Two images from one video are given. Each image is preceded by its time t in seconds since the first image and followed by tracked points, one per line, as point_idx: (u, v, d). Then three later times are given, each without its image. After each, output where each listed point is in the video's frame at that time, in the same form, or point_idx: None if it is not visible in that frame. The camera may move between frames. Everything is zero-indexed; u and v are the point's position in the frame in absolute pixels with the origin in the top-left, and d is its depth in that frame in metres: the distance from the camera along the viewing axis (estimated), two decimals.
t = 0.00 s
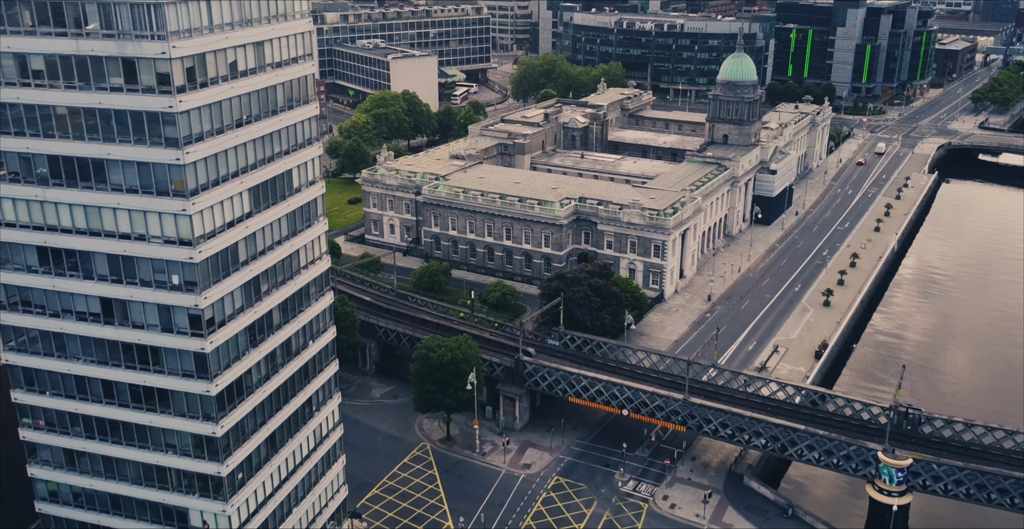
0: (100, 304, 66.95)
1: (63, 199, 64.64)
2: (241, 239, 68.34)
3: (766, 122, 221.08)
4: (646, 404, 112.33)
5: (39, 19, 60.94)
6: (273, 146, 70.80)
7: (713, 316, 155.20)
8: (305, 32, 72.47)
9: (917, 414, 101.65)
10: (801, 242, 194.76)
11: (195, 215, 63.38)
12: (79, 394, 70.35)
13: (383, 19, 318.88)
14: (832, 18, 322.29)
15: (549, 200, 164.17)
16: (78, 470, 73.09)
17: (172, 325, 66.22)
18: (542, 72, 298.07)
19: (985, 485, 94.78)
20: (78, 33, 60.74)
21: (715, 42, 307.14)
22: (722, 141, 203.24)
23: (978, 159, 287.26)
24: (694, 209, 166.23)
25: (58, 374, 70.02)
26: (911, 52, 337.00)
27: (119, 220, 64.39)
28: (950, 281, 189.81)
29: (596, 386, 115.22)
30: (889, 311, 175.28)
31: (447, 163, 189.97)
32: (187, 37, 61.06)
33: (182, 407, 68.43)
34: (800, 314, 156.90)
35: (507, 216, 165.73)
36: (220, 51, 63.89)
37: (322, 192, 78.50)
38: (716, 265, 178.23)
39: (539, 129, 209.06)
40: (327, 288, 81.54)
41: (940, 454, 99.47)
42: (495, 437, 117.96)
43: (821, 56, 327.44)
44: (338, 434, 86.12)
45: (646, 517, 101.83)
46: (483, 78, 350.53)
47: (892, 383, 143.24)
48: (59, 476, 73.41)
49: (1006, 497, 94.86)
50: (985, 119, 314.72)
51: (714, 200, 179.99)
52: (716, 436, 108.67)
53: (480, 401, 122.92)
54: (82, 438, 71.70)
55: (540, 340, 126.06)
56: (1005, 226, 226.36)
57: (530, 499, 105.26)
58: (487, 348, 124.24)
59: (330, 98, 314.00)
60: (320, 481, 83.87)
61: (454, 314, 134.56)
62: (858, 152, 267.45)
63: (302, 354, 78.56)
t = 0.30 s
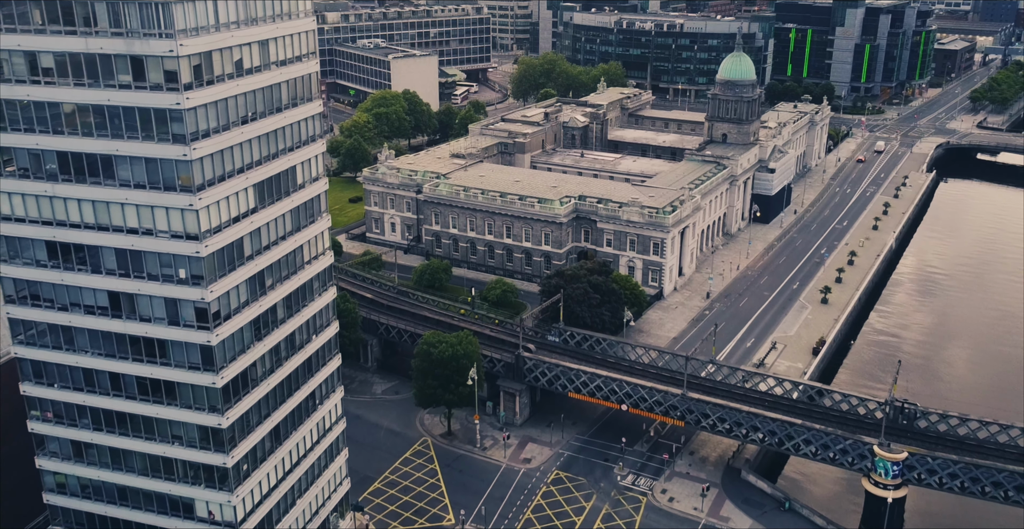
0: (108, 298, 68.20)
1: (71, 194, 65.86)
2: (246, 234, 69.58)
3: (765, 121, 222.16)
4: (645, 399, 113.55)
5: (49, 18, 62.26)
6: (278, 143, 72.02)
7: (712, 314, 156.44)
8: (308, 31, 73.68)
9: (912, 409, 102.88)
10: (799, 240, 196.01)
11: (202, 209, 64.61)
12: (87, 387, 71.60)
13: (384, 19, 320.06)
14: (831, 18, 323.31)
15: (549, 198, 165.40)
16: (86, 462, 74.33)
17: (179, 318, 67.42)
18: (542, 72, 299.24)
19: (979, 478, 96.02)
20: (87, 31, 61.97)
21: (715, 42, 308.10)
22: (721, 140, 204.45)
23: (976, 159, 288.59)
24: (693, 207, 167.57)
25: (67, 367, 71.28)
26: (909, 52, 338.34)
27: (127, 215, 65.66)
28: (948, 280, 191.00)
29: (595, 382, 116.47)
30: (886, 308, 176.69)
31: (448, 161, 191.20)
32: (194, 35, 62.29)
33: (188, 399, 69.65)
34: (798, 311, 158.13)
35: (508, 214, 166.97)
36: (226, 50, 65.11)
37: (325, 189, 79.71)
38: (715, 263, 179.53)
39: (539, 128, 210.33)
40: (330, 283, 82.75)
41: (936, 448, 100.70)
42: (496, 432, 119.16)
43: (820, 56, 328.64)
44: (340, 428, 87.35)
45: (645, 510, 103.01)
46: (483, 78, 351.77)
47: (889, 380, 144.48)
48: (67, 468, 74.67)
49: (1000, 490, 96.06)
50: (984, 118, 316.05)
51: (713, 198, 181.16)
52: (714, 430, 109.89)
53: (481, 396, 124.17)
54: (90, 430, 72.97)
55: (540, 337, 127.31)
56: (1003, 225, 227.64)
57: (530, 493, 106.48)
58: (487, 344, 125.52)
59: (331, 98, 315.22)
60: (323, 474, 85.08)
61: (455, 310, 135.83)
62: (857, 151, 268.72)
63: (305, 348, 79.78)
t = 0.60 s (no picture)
0: (115, 291, 69.46)
1: (80, 189, 67.17)
2: (251, 229, 70.82)
3: (764, 120, 223.39)
4: (643, 394, 114.76)
5: (59, 17, 63.60)
6: (282, 139, 73.22)
7: (711, 311, 157.70)
8: (312, 30, 74.88)
9: (908, 403, 104.09)
10: (798, 238, 197.26)
11: (208, 204, 65.85)
12: (94, 379, 72.76)
13: (384, 18, 321.32)
14: (830, 17, 324.77)
15: (549, 196, 166.65)
16: (93, 453, 75.61)
17: (185, 311, 68.66)
18: (542, 71, 300.54)
19: (973, 471, 97.26)
20: (96, 30, 63.24)
21: (714, 41, 309.29)
22: (720, 139, 205.76)
23: (975, 158, 289.75)
24: (692, 205, 168.87)
25: (74, 360, 72.49)
26: (908, 52, 339.62)
27: (134, 210, 66.92)
28: (946, 279, 192.26)
29: (594, 377, 117.75)
30: (884, 306, 178.02)
31: (448, 160, 192.50)
32: (201, 33, 63.52)
33: (194, 391, 70.85)
34: (796, 308, 159.34)
35: (508, 212, 168.23)
36: (231, 48, 66.32)
37: (328, 185, 80.90)
38: (714, 260, 180.82)
39: (539, 127, 211.61)
40: (333, 278, 83.98)
41: (931, 442, 101.86)
42: (496, 427, 120.38)
43: (819, 55, 329.87)
44: (343, 421, 88.58)
45: (644, 504, 104.24)
46: (484, 78, 353.17)
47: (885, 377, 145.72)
48: (74, 459, 75.95)
49: (994, 483, 97.26)
50: (982, 117, 317.29)
51: (712, 196, 182.45)
52: (712, 425, 111.11)
53: (482, 392, 125.43)
54: (97, 422, 74.17)
55: (540, 333, 128.53)
56: (1000, 224, 228.79)
57: (530, 486, 107.72)
58: (488, 340, 126.73)
59: (332, 97, 316.60)
60: (326, 466, 86.39)
61: (456, 307, 136.96)
62: (855, 151, 270.03)
63: (308, 341, 81.01)
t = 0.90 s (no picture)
0: (123, 285, 70.70)
1: (88, 185, 68.46)
2: (257, 224, 72.05)
3: (763, 119, 224.61)
4: (642, 389, 115.98)
5: (68, 15, 64.91)
6: (286, 136, 74.45)
7: (710, 308, 158.97)
8: (315, 29, 76.10)
9: (904, 398, 105.28)
10: (796, 236, 198.51)
11: (214, 200, 67.08)
12: (101, 372, 74.06)
13: (385, 18, 322.50)
14: (830, 17, 326.46)
15: (549, 194, 167.85)
16: (100, 445, 76.93)
17: (192, 305, 69.88)
18: (542, 71, 301.88)
19: (968, 464, 98.46)
20: (105, 28, 64.51)
21: (714, 41, 310.43)
22: (719, 138, 206.95)
23: (973, 157, 290.86)
24: (691, 203, 170.09)
25: (82, 353, 73.75)
26: (907, 51, 340.76)
27: (142, 205, 68.18)
28: (943, 277, 193.45)
29: (594, 373, 118.97)
30: (882, 303, 179.26)
31: (449, 158, 193.80)
32: (207, 31, 64.76)
33: (200, 383, 72.09)
34: (794, 305, 160.62)
35: (508, 210, 169.47)
36: (237, 45, 67.58)
37: (331, 181, 82.09)
38: (713, 258, 182.11)
39: (539, 126, 212.87)
40: (335, 274, 85.13)
41: (927, 436, 103.05)
42: (496, 422, 121.60)
43: (818, 55, 331.12)
44: (346, 414, 89.82)
45: (643, 497, 105.46)
46: (484, 77, 354.65)
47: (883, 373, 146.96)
48: (82, 452, 77.29)
49: (988, 477, 98.47)
50: (981, 116, 318.49)
51: (711, 194, 183.72)
52: (710, 420, 112.38)
53: (482, 387, 126.63)
54: (104, 414, 75.43)
55: (541, 329, 129.71)
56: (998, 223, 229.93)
57: (530, 480, 108.86)
58: (488, 336, 127.92)
59: (333, 97, 318.04)
60: (329, 459, 87.69)
61: (457, 304, 138.10)
62: (854, 149, 271.33)
63: (312, 335, 82.27)
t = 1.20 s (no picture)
0: (129, 279, 71.93)
1: (96, 180, 69.69)
2: (261, 219, 73.32)
3: (762, 118, 225.70)
4: (641, 384, 117.27)
5: (77, 14, 66.18)
6: (290, 133, 75.70)
7: (708, 305, 160.17)
8: (318, 27, 77.33)
9: (900, 393, 106.43)
10: (794, 234, 199.67)
11: (220, 195, 68.32)
12: (108, 365, 75.30)
13: (385, 17, 323.72)
14: (829, 17, 327.62)
15: (549, 192, 168.99)
16: (107, 438, 78.17)
17: (198, 299, 71.14)
18: (542, 70, 303.17)
19: (962, 458, 99.62)
20: (113, 27, 65.75)
21: (713, 40, 311.44)
22: (718, 136, 208.03)
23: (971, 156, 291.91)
24: (690, 201, 171.27)
25: (89, 346, 75.00)
26: (906, 51, 341.85)
27: (149, 200, 69.42)
28: (940, 275, 194.65)
29: (593, 368, 120.23)
30: (879, 301, 180.53)
31: (450, 157, 194.97)
32: (213, 29, 66.03)
33: (205, 376, 73.32)
34: (792, 302, 161.84)
35: (508, 208, 170.67)
36: (242, 44, 68.84)
37: (334, 178, 83.31)
38: (712, 256, 183.31)
39: (539, 125, 214.03)
40: (338, 268, 86.36)
41: (922, 430, 104.25)
42: (497, 417, 122.79)
43: (817, 54, 332.29)
44: (348, 408, 91.05)
45: (641, 491, 106.62)
46: (484, 77, 355.83)
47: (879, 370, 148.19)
48: (89, 444, 78.56)
49: (982, 470, 99.65)
50: (979, 115, 319.61)
51: (710, 193, 184.88)
52: (708, 414, 113.63)
53: (483, 383, 127.81)
54: (111, 406, 76.68)
55: (540, 326, 130.91)
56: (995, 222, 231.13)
57: (530, 474, 110.05)
58: (489, 332, 129.16)
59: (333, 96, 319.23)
60: (332, 452, 88.97)
61: (458, 301, 139.26)
62: (852, 148, 272.50)
63: (316, 329, 83.51)
